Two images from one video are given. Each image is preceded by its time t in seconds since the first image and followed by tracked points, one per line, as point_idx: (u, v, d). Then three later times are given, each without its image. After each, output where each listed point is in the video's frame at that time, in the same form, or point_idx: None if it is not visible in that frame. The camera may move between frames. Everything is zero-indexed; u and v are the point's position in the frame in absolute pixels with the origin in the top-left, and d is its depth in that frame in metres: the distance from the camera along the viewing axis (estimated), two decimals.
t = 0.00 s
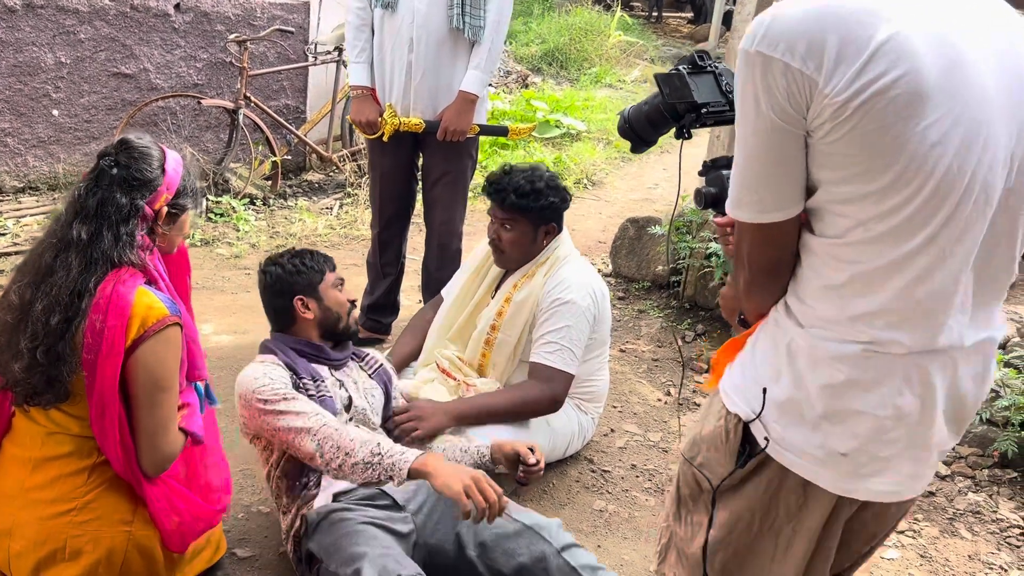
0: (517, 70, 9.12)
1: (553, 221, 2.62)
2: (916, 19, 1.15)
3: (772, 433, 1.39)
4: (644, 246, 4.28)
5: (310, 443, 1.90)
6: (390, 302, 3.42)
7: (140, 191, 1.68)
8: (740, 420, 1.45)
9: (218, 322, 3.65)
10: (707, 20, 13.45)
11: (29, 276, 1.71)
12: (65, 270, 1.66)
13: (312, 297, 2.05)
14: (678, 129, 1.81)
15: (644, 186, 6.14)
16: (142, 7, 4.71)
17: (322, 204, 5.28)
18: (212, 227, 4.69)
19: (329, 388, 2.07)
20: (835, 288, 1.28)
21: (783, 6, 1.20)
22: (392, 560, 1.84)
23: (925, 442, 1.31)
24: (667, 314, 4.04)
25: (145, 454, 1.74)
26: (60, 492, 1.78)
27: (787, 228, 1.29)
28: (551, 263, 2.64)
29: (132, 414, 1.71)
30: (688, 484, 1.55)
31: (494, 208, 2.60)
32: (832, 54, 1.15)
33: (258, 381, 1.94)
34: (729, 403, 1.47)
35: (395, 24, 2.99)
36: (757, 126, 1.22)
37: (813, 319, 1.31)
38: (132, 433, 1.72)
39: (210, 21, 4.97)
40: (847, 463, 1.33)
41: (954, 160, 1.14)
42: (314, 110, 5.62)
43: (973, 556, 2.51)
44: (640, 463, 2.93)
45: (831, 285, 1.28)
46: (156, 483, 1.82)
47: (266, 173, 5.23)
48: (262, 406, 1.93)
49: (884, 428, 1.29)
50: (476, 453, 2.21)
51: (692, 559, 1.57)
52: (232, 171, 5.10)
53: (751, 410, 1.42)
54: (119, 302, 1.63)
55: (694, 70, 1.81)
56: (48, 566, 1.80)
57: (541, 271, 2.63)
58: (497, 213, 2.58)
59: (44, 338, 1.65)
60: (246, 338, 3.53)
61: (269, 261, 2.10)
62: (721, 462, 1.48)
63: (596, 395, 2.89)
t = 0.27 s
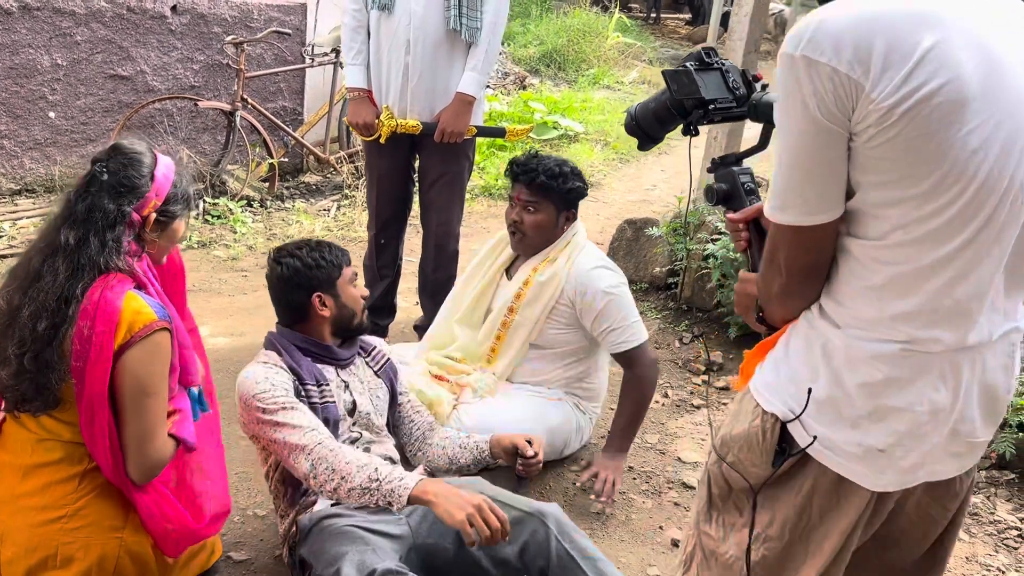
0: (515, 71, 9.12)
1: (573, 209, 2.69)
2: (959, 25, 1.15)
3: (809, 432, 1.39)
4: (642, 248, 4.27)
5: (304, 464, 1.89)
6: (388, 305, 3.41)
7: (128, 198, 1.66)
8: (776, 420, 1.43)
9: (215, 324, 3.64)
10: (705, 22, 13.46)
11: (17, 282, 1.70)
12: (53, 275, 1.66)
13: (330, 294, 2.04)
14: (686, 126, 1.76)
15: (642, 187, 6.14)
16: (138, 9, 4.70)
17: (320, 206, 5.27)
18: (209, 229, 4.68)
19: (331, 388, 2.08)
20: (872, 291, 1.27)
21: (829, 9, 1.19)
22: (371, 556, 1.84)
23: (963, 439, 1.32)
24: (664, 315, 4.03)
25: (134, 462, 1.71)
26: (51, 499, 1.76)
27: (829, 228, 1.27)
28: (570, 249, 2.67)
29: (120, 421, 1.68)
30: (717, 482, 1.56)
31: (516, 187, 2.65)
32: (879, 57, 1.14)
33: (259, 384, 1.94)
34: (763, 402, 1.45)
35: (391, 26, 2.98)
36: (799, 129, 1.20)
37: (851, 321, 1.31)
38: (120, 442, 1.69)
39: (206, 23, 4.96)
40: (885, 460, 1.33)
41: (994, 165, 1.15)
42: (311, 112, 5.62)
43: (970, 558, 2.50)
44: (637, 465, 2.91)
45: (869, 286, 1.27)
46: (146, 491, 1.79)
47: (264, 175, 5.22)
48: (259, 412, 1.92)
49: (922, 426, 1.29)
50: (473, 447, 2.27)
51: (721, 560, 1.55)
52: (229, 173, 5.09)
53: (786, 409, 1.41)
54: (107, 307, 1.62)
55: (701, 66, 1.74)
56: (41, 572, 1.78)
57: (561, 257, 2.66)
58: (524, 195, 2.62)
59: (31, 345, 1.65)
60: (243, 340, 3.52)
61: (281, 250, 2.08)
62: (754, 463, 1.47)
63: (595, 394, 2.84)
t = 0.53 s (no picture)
0: (514, 74, 9.13)
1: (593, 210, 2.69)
2: (1009, 35, 1.16)
3: (847, 434, 1.37)
4: (640, 251, 4.27)
5: (307, 481, 1.80)
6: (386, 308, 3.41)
7: (119, 206, 1.64)
8: (811, 421, 1.40)
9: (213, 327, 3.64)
10: (702, 25, 13.48)
11: (9, 292, 1.70)
12: (43, 284, 1.66)
13: (350, 300, 1.93)
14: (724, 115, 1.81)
15: (640, 190, 6.13)
16: (136, 12, 4.70)
17: (317, 209, 5.27)
18: (206, 233, 4.68)
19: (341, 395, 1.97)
20: (909, 295, 1.28)
21: (878, 14, 1.18)
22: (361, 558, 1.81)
23: (985, 436, 1.34)
24: (663, 318, 4.02)
25: (121, 474, 1.66)
26: (47, 508, 1.75)
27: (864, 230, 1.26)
28: (590, 249, 2.66)
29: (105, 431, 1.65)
30: (746, 485, 1.52)
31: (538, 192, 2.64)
32: (929, 63, 1.14)
33: (265, 387, 1.83)
34: (791, 401, 1.43)
35: (389, 29, 2.97)
36: (841, 133, 1.20)
37: (885, 323, 1.31)
38: (105, 454, 1.66)
39: (204, 26, 4.96)
40: (917, 458, 1.34)
41: None
42: (309, 115, 5.62)
43: (968, 562, 2.49)
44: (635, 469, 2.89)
45: (905, 289, 1.28)
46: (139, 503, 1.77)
47: (261, 178, 5.21)
48: (263, 416, 1.82)
49: (954, 426, 1.31)
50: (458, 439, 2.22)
51: (758, 559, 1.53)
52: (226, 176, 5.09)
53: (821, 410, 1.39)
54: (96, 317, 1.59)
55: (737, 57, 1.79)
56: None
57: (581, 256, 2.65)
58: (547, 199, 2.62)
59: (22, 355, 1.65)
60: (241, 343, 3.52)
61: (297, 250, 1.95)
62: (786, 464, 1.44)
63: (599, 397, 2.82)
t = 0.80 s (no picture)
0: (511, 79, 9.14)
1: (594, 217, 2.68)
2: None
3: (882, 443, 1.36)
4: (638, 256, 4.28)
5: (320, 490, 1.72)
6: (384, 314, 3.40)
7: (119, 219, 1.64)
8: (842, 430, 1.39)
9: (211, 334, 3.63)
10: (699, 31, 13.52)
11: (7, 304, 1.71)
12: (42, 295, 1.66)
13: (363, 310, 1.86)
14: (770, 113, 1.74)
15: (638, 196, 6.14)
16: (134, 19, 4.70)
17: (315, 214, 5.26)
18: (203, 238, 4.67)
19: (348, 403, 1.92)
20: (945, 308, 1.28)
21: (930, 27, 1.17)
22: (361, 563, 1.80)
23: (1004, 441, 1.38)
24: (661, 324, 4.02)
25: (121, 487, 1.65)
26: (44, 522, 1.73)
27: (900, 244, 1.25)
28: (593, 254, 2.66)
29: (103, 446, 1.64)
30: (775, 495, 1.49)
31: (539, 205, 2.64)
32: (982, 82, 1.13)
33: (276, 393, 1.76)
34: (823, 410, 1.42)
35: (386, 35, 2.97)
36: (887, 146, 1.18)
37: (919, 335, 1.31)
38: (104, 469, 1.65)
39: (201, 32, 4.96)
40: (947, 468, 1.34)
41: None
42: (306, 121, 5.63)
43: (966, 568, 2.49)
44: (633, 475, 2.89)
45: (942, 302, 1.28)
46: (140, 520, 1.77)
47: (259, 184, 5.21)
48: (272, 422, 1.75)
49: (982, 435, 1.33)
50: (439, 435, 2.21)
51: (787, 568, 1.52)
52: (224, 182, 5.09)
53: (854, 420, 1.38)
54: (90, 333, 1.59)
55: (785, 54, 1.71)
56: None
57: (584, 260, 2.66)
58: (547, 211, 2.61)
59: (19, 368, 1.65)
60: (239, 350, 3.51)
61: (313, 255, 1.88)
62: (818, 474, 1.42)
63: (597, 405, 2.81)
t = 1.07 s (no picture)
0: (508, 86, 9.16)
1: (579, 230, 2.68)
2: None
3: (916, 455, 1.35)
4: (635, 263, 4.29)
5: (325, 514, 1.70)
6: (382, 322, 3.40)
7: (117, 229, 1.65)
8: (877, 441, 1.38)
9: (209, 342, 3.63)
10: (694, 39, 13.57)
11: (8, 312, 1.71)
12: (42, 305, 1.66)
13: (370, 321, 1.81)
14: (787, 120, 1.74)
15: (635, 203, 6.15)
16: (131, 27, 4.70)
17: (312, 222, 5.27)
18: (201, 246, 4.67)
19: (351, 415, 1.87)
20: (977, 318, 1.26)
21: (973, 31, 1.14)
22: None
23: None
24: (658, 331, 4.03)
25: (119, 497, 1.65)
26: (41, 530, 1.72)
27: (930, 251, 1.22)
28: (579, 266, 2.66)
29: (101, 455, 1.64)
30: (804, 510, 1.48)
31: (526, 215, 2.63)
32: None
33: (281, 408, 1.70)
34: (857, 424, 1.41)
35: (383, 43, 2.98)
36: (924, 152, 1.15)
37: (949, 344, 1.30)
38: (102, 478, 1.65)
39: (199, 41, 4.97)
40: (979, 475, 1.34)
41: None
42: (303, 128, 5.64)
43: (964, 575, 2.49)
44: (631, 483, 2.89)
45: (974, 311, 1.26)
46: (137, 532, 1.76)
47: (257, 192, 5.22)
48: (277, 438, 1.70)
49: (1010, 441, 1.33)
50: (425, 444, 2.20)
51: None
52: (221, 190, 5.09)
53: (887, 430, 1.37)
54: (87, 343, 1.58)
55: (803, 60, 1.73)
56: None
57: (569, 274, 2.65)
58: (535, 221, 2.60)
59: (18, 377, 1.65)
60: (238, 358, 3.51)
61: (320, 264, 1.82)
62: (853, 486, 1.41)
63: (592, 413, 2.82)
